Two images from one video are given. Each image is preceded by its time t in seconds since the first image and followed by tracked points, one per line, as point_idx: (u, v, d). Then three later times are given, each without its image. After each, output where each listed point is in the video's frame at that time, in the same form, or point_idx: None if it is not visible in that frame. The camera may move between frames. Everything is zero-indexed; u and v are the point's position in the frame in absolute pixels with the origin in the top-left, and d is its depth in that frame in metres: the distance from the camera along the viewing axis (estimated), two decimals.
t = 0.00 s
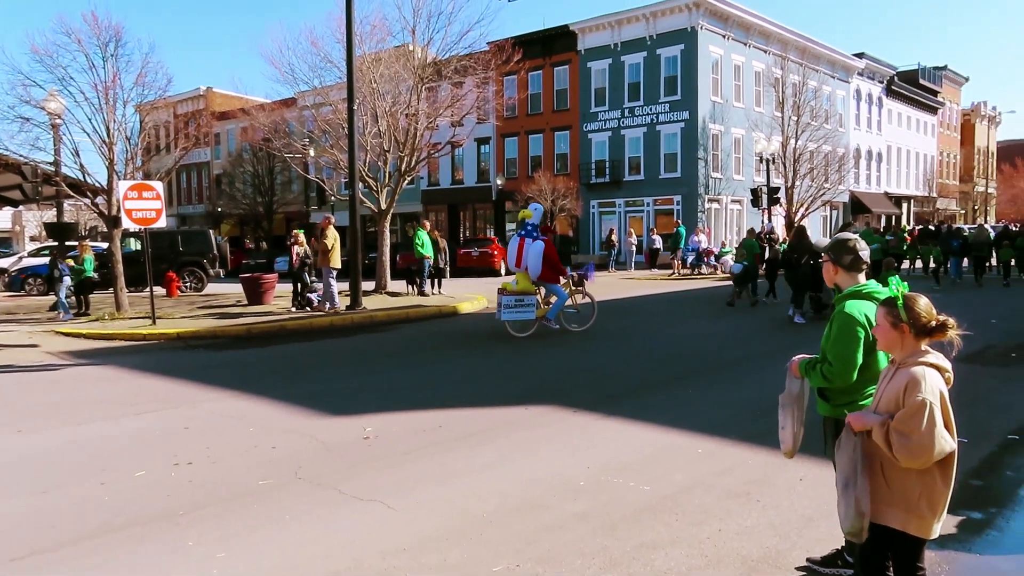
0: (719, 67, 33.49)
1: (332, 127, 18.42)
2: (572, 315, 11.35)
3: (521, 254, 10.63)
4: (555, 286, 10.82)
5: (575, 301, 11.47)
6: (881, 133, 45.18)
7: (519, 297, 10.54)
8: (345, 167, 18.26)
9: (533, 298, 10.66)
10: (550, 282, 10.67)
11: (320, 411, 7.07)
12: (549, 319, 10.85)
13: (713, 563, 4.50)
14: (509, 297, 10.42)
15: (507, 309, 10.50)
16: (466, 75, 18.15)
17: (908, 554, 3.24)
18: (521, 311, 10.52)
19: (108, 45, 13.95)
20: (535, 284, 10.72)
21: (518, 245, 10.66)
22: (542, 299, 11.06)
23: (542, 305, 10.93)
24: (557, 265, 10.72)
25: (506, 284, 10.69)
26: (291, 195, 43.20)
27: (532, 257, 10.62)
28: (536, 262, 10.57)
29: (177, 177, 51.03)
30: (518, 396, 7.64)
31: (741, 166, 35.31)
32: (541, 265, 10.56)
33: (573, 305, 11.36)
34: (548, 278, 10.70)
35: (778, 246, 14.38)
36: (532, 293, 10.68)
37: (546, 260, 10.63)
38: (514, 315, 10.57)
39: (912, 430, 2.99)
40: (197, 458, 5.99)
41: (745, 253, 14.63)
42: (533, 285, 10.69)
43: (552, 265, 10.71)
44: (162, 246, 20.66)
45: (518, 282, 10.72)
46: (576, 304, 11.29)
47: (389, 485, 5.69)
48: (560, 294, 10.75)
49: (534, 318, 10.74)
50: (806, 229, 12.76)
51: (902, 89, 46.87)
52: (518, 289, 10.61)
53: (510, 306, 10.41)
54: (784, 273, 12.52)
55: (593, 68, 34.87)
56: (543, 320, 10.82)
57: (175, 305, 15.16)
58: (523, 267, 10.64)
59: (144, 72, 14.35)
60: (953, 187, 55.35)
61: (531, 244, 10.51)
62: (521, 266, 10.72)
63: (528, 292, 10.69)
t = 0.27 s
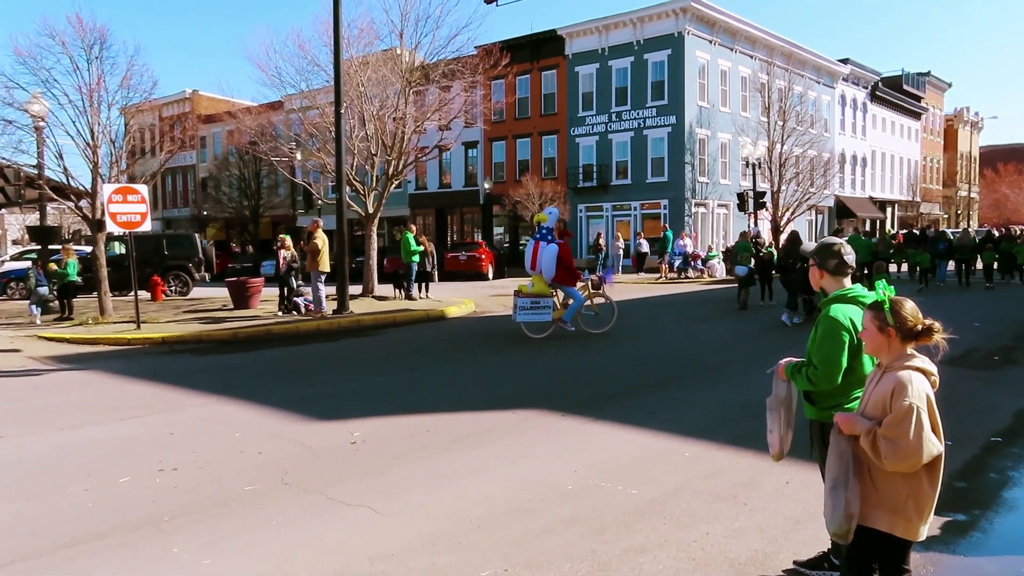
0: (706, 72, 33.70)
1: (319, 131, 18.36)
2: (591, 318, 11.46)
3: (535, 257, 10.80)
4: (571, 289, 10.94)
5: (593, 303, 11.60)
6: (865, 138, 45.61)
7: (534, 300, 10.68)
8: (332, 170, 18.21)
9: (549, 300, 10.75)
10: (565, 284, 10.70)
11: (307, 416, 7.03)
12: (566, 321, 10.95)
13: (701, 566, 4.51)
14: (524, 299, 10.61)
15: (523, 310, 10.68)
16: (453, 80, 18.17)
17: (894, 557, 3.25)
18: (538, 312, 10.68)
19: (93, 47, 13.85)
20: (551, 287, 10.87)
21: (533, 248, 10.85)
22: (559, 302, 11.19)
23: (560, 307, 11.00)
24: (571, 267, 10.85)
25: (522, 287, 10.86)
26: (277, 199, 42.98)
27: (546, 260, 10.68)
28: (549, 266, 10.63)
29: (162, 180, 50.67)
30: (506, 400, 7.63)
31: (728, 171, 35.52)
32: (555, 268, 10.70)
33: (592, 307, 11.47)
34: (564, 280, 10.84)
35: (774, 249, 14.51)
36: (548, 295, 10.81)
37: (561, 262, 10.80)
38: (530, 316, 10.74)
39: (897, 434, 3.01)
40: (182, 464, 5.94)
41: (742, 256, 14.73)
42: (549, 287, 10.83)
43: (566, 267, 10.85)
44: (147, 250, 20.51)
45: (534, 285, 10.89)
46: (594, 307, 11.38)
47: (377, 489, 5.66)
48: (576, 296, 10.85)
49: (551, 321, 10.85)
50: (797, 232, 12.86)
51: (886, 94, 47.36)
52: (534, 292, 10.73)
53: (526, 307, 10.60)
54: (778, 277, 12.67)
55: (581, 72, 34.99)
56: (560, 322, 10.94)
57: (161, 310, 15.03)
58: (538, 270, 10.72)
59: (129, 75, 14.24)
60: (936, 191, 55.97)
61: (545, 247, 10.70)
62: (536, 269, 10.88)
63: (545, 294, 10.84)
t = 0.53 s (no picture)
0: (707, 75, 33.79)
1: (322, 134, 18.35)
2: (628, 322, 11.17)
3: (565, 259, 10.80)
4: (604, 292, 10.81)
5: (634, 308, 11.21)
6: (866, 142, 45.75)
7: (565, 301, 10.75)
8: (335, 174, 18.20)
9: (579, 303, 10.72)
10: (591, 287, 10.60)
11: (309, 419, 6.99)
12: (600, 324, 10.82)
13: (706, 569, 4.48)
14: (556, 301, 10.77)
15: (553, 312, 10.77)
16: (456, 83, 18.20)
17: (900, 559, 3.23)
18: (568, 315, 10.74)
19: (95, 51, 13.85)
20: (582, 289, 10.82)
21: (563, 250, 10.89)
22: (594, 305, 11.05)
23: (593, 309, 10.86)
24: (602, 270, 10.68)
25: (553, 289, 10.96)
26: (280, 202, 42.98)
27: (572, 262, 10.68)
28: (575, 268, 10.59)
29: (164, 183, 50.62)
30: (509, 403, 7.61)
31: (729, 174, 35.60)
32: (584, 270, 10.62)
33: (630, 311, 11.14)
34: (595, 282, 10.72)
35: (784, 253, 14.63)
36: (579, 297, 10.81)
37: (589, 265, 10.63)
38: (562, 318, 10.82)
39: (902, 438, 2.99)
40: (184, 468, 5.90)
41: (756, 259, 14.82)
42: (580, 289, 10.80)
43: (597, 269, 10.71)
44: (149, 253, 20.46)
45: (566, 287, 10.92)
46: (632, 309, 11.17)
47: (380, 493, 5.62)
48: (609, 299, 10.66)
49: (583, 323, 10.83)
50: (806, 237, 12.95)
51: (886, 98, 47.54)
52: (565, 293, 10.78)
53: (557, 309, 10.70)
54: (787, 279, 12.75)
55: (583, 76, 35.06)
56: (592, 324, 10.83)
57: (163, 313, 14.99)
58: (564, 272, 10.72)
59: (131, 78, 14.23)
60: (937, 195, 56.17)
61: (573, 248, 10.68)
62: (567, 272, 10.89)
63: (576, 297, 10.84)
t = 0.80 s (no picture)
0: (722, 77, 33.76)
1: (339, 138, 18.44)
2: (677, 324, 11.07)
3: (607, 261, 10.90)
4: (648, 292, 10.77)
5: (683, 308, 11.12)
6: (882, 144, 45.57)
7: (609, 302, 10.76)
8: (352, 177, 18.28)
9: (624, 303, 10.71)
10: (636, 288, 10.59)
11: (326, 422, 6.99)
12: (645, 324, 10.87)
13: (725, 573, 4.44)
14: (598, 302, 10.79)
15: (598, 313, 10.77)
16: (471, 86, 18.27)
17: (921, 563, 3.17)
18: (613, 315, 10.69)
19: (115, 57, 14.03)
20: (627, 290, 10.88)
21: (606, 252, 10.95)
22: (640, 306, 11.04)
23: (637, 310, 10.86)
24: (645, 270, 10.79)
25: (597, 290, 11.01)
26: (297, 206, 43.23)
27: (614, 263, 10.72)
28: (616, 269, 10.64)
29: (183, 187, 51.01)
30: (526, 406, 7.59)
31: (744, 176, 35.54)
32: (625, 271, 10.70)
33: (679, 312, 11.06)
34: (638, 283, 10.81)
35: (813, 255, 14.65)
36: (624, 298, 10.80)
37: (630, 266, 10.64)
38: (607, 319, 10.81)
39: (921, 440, 2.94)
40: (203, 470, 5.91)
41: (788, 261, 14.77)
42: (624, 291, 10.83)
43: (640, 270, 10.80)
44: (168, 256, 20.59)
45: (611, 288, 10.93)
46: (681, 311, 11.00)
47: (397, 496, 5.61)
48: (652, 298, 10.76)
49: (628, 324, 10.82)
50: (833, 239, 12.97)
51: (903, 100, 47.36)
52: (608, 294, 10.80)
53: (601, 310, 10.75)
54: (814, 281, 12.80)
55: (598, 78, 35.10)
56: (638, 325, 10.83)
57: (182, 316, 15.07)
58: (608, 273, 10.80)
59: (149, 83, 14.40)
60: (954, 196, 55.87)
61: (615, 250, 10.71)
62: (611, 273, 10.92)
63: (620, 298, 10.82)
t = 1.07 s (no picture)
0: (775, 76, 33.26)
1: (390, 140, 18.67)
2: (761, 325, 10.91)
3: (686, 261, 10.77)
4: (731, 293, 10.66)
5: (769, 309, 10.93)
6: (942, 141, 44.31)
7: (691, 303, 10.68)
8: (403, 178, 18.49)
9: (706, 304, 10.64)
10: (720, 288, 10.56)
11: (380, 421, 7.06)
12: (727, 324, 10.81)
13: None
14: (681, 303, 10.73)
15: (679, 313, 10.79)
16: (522, 87, 18.40)
17: None
18: (695, 316, 10.65)
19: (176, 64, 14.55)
20: (708, 291, 10.76)
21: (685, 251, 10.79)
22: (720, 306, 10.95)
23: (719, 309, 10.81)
24: (727, 271, 10.64)
25: (678, 290, 10.91)
26: (350, 208, 43.84)
27: (697, 264, 10.61)
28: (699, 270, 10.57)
29: (240, 190, 52.20)
30: (579, 406, 7.56)
31: (798, 176, 34.93)
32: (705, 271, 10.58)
33: (763, 313, 10.87)
34: (719, 283, 10.69)
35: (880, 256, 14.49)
36: (705, 298, 10.72)
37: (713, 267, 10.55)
38: (688, 320, 10.77)
39: (990, 448, 2.76)
40: (262, 466, 6.02)
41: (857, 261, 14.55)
42: (706, 291, 10.74)
43: (721, 270, 10.65)
44: (227, 257, 21.08)
45: (691, 288, 10.83)
46: (767, 313, 10.83)
47: (451, 495, 5.63)
48: (735, 299, 10.65)
49: (710, 325, 10.76)
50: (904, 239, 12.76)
51: (964, 96, 45.97)
52: (690, 295, 10.71)
53: (682, 311, 10.71)
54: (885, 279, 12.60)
55: (647, 78, 34.92)
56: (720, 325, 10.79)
57: (240, 316, 15.41)
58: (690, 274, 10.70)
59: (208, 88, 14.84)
60: (1020, 195, 53.98)
61: (694, 250, 10.51)
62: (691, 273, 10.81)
63: (701, 298, 10.74)
